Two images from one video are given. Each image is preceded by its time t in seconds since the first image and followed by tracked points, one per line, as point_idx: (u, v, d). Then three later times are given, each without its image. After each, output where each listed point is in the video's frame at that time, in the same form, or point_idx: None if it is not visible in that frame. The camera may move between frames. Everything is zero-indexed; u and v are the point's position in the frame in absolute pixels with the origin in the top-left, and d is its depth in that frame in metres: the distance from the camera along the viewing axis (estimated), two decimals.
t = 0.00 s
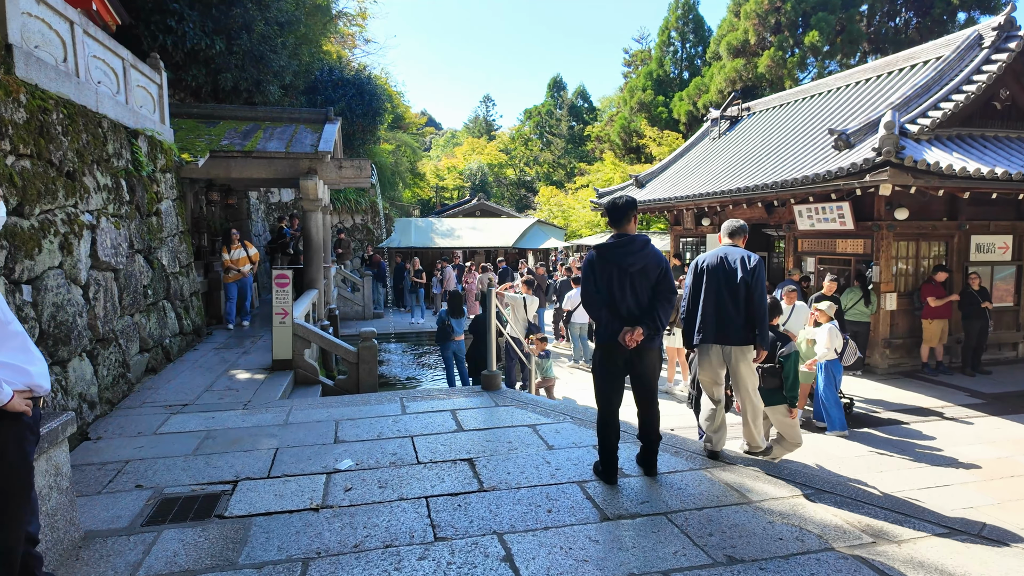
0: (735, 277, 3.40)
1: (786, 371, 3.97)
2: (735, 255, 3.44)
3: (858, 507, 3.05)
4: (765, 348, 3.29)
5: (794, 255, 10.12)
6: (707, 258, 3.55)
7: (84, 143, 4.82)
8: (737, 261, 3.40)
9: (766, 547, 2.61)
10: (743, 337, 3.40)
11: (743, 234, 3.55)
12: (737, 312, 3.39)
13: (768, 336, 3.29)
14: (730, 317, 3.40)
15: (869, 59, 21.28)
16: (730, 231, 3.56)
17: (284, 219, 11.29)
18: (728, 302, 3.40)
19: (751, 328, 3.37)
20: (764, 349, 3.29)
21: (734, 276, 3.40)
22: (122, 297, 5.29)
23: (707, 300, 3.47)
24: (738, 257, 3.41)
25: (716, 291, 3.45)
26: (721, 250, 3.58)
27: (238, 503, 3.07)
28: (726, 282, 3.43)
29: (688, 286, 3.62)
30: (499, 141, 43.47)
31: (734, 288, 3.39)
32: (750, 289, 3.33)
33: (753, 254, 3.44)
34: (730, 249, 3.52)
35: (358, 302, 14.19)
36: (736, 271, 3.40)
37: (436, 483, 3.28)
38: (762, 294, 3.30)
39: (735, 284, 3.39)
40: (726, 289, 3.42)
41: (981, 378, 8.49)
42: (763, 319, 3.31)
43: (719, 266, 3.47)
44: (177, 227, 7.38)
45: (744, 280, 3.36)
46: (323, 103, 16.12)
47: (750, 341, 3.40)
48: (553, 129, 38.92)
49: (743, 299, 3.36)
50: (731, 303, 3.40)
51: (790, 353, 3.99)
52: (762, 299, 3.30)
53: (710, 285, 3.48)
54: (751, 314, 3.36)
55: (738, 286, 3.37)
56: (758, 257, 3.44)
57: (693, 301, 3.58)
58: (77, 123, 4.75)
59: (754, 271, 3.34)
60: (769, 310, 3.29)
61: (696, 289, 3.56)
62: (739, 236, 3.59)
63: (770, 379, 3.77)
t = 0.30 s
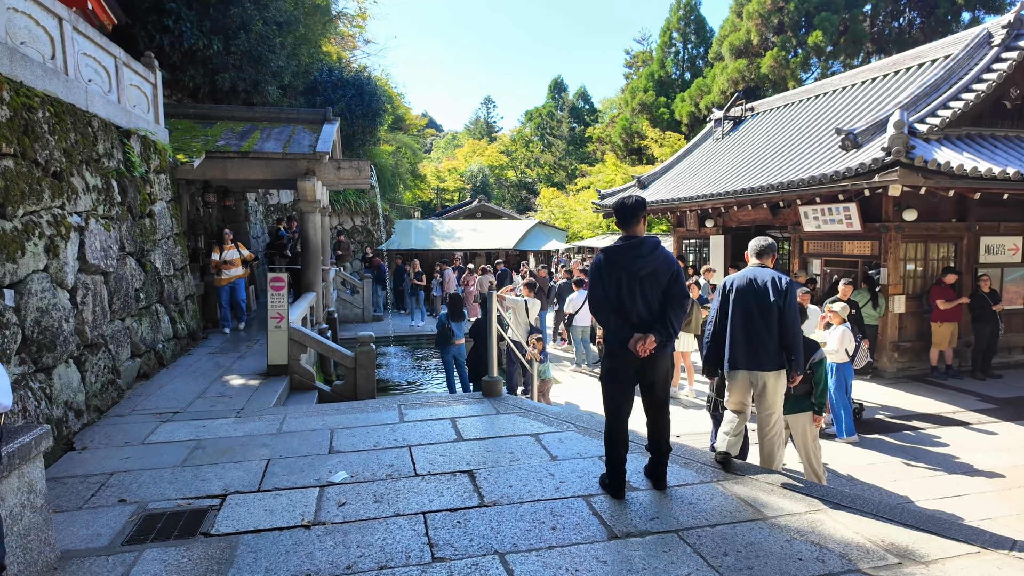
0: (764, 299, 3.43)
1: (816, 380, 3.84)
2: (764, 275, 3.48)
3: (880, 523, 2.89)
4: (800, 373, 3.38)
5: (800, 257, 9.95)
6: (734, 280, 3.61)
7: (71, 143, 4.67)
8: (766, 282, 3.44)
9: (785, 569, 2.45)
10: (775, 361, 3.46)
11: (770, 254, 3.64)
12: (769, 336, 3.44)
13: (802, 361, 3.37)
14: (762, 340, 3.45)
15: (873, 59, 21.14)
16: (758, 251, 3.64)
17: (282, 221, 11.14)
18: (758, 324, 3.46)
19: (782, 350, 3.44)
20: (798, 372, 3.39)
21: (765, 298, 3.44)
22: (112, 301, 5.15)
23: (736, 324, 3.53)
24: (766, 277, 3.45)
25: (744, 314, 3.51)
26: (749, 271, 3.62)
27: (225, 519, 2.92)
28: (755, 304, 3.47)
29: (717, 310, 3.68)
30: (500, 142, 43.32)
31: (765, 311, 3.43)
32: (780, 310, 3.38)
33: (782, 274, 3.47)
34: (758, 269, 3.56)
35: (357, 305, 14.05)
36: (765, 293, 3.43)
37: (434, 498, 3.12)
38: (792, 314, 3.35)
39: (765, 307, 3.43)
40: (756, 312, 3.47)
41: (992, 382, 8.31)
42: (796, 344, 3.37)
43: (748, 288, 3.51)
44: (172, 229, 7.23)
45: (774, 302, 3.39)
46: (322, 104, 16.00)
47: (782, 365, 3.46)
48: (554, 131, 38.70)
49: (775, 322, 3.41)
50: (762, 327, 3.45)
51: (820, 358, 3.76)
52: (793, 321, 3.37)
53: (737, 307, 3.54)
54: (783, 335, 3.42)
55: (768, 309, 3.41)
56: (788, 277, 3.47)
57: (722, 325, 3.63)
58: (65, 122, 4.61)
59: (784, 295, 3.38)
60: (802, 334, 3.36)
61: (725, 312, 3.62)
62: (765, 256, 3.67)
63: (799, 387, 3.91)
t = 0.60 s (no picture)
0: (791, 309, 3.55)
1: (850, 403, 3.83)
2: (790, 283, 3.59)
3: (899, 546, 2.74)
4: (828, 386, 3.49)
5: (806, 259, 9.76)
6: (760, 287, 3.72)
7: (60, 144, 4.54)
8: (793, 292, 3.54)
9: None
10: (802, 372, 3.60)
11: (798, 259, 3.72)
12: (796, 347, 3.57)
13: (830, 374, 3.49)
14: (789, 352, 3.58)
15: (878, 59, 20.96)
16: (785, 255, 3.72)
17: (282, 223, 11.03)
18: (784, 335, 3.59)
19: (811, 363, 3.57)
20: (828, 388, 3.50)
21: (791, 308, 3.54)
22: (103, 307, 5.02)
23: (762, 333, 3.67)
24: (793, 285, 3.55)
25: (769, 321, 3.64)
26: (775, 277, 3.73)
27: (210, 540, 2.78)
28: (781, 313, 3.60)
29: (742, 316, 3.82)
30: (502, 143, 43.18)
31: (791, 322, 3.55)
32: (808, 322, 3.49)
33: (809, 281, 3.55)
34: (783, 277, 3.66)
35: (358, 307, 13.92)
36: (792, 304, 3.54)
37: (430, 516, 2.98)
38: (821, 327, 3.46)
39: (791, 317, 3.55)
40: (783, 322, 3.58)
41: (1003, 389, 8.12)
42: (824, 356, 3.49)
43: (775, 296, 3.63)
44: (168, 232, 7.10)
45: (802, 313, 3.50)
46: (323, 105, 15.91)
47: (809, 376, 3.60)
48: (557, 132, 38.52)
49: (802, 333, 3.53)
50: (790, 337, 3.58)
51: (853, 383, 3.84)
52: (821, 333, 3.47)
53: (762, 316, 3.67)
54: (809, 347, 3.54)
55: (795, 319, 3.53)
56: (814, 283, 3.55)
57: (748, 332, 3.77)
58: (54, 123, 4.49)
59: (811, 306, 3.47)
60: (830, 345, 3.46)
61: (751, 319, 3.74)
62: (792, 261, 3.73)
63: (833, 411, 3.86)
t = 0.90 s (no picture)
0: (812, 323, 3.58)
1: (880, 413, 3.63)
2: (812, 296, 3.62)
3: (923, 572, 2.59)
4: (849, 405, 3.51)
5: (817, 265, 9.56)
6: (780, 299, 3.76)
7: (57, 151, 4.49)
8: (815, 307, 3.58)
9: None
10: (821, 388, 3.63)
11: (820, 273, 3.76)
12: (815, 361, 3.60)
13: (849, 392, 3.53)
14: (808, 367, 3.62)
15: (889, 62, 20.75)
16: (807, 268, 3.77)
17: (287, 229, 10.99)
18: (804, 349, 3.62)
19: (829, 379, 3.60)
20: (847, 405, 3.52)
21: (813, 322, 3.57)
22: (101, 316, 4.95)
23: (782, 345, 3.70)
24: (815, 298, 3.59)
25: (790, 334, 3.68)
26: (796, 289, 3.76)
27: (199, 561, 2.68)
28: (801, 326, 3.63)
29: (762, 327, 3.85)
30: (509, 148, 43.14)
31: (811, 335, 3.58)
32: (829, 337, 3.52)
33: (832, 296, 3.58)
34: (804, 290, 3.69)
35: (363, 313, 13.86)
36: (814, 318, 3.57)
37: (427, 536, 2.87)
38: (841, 343, 3.49)
39: (812, 331, 3.58)
40: (804, 336, 3.61)
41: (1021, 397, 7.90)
42: (842, 372, 3.52)
43: (796, 309, 3.66)
44: (170, 238, 7.05)
45: (823, 327, 3.53)
46: (329, 110, 15.91)
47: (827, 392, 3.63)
48: (565, 135, 38.40)
49: (822, 348, 3.56)
50: (809, 352, 3.61)
51: (885, 392, 3.65)
52: (842, 349, 3.49)
53: (784, 329, 3.70)
54: (828, 362, 3.57)
55: (816, 333, 3.56)
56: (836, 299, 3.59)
57: (768, 344, 3.80)
58: (51, 130, 4.44)
59: (833, 321, 3.50)
60: (848, 362, 3.49)
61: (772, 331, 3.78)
62: (814, 274, 3.77)
63: (861, 420, 3.67)
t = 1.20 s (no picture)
0: (821, 336, 3.52)
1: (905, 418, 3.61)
2: (823, 310, 3.56)
3: None
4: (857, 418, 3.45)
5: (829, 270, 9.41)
6: (791, 312, 3.69)
7: (63, 155, 4.48)
8: (825, 321, 3.52)
9: None
10: (832, 402, 3.54)
11: (833, 284, 3.69)
12: (825, 375, 3.53)
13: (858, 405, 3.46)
14: (819, 380, 3.54)
15: (900, 65, 20.58)
16: (821, 280, 3.69)
17: (295, 233, 11.00)
18: (814, 362, 3.56)
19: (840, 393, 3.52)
20: (856, 418, 3.45)
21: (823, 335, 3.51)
22: (106, 321, 4.93)
23: (793, 359, 3.64)
24: (826, 312, 3.52)
25: (800, 347, 3.61)
26: (807, 302, 3.70)
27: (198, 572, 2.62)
28: (812, 340, 3.57)
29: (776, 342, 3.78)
30: (517, 152, 43.14)
31: (821, 349, 3.51)
32: (838, 350, 3.45)
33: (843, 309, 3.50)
34: (817, 303, 3.63)
35: (371, 317, 13.84)
36: (824, 331, 3.50)
37: (431, 549, 2.80)
38: (851, 357, 3.41)
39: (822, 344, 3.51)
40: (814, 349, 3.55)
41: None
42: (852, 386, 3.45)
43: (807, 322, 3.60)
44: (177, 242, 7.03)
45: (833, 341, 3.47)
46: (337, 115, 15.94)
47: (838, 406, 3.53)
48: (573, 139, 38.36)
49: (832, 361, 3.48)
50: (820, 366, 3.54)
51: (910, 397, 3.61)
52: (852, 361, 3.41)
53: (794, 342, 3.63)
54: (838, 376, 3.50)
55: (825, 346, 3.50)
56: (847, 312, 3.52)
57: (779, 358, 3.74)
58: (56, 133, 4.43)
59: (844, 334, 3.43)
60: (857, 375, 3.42)
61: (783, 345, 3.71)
62: (827, 285, 3.69)
63: (885, 426, 3.65)
